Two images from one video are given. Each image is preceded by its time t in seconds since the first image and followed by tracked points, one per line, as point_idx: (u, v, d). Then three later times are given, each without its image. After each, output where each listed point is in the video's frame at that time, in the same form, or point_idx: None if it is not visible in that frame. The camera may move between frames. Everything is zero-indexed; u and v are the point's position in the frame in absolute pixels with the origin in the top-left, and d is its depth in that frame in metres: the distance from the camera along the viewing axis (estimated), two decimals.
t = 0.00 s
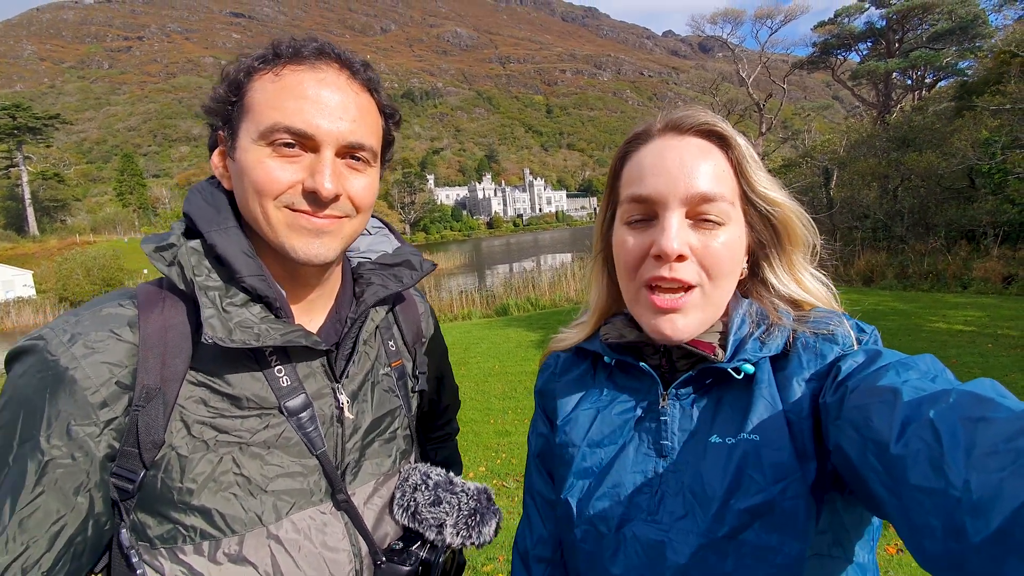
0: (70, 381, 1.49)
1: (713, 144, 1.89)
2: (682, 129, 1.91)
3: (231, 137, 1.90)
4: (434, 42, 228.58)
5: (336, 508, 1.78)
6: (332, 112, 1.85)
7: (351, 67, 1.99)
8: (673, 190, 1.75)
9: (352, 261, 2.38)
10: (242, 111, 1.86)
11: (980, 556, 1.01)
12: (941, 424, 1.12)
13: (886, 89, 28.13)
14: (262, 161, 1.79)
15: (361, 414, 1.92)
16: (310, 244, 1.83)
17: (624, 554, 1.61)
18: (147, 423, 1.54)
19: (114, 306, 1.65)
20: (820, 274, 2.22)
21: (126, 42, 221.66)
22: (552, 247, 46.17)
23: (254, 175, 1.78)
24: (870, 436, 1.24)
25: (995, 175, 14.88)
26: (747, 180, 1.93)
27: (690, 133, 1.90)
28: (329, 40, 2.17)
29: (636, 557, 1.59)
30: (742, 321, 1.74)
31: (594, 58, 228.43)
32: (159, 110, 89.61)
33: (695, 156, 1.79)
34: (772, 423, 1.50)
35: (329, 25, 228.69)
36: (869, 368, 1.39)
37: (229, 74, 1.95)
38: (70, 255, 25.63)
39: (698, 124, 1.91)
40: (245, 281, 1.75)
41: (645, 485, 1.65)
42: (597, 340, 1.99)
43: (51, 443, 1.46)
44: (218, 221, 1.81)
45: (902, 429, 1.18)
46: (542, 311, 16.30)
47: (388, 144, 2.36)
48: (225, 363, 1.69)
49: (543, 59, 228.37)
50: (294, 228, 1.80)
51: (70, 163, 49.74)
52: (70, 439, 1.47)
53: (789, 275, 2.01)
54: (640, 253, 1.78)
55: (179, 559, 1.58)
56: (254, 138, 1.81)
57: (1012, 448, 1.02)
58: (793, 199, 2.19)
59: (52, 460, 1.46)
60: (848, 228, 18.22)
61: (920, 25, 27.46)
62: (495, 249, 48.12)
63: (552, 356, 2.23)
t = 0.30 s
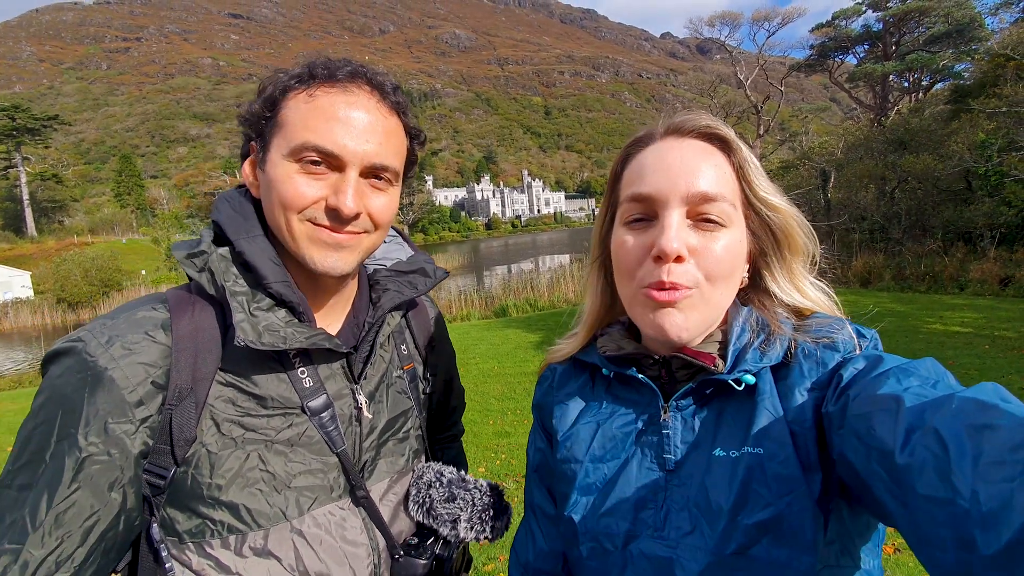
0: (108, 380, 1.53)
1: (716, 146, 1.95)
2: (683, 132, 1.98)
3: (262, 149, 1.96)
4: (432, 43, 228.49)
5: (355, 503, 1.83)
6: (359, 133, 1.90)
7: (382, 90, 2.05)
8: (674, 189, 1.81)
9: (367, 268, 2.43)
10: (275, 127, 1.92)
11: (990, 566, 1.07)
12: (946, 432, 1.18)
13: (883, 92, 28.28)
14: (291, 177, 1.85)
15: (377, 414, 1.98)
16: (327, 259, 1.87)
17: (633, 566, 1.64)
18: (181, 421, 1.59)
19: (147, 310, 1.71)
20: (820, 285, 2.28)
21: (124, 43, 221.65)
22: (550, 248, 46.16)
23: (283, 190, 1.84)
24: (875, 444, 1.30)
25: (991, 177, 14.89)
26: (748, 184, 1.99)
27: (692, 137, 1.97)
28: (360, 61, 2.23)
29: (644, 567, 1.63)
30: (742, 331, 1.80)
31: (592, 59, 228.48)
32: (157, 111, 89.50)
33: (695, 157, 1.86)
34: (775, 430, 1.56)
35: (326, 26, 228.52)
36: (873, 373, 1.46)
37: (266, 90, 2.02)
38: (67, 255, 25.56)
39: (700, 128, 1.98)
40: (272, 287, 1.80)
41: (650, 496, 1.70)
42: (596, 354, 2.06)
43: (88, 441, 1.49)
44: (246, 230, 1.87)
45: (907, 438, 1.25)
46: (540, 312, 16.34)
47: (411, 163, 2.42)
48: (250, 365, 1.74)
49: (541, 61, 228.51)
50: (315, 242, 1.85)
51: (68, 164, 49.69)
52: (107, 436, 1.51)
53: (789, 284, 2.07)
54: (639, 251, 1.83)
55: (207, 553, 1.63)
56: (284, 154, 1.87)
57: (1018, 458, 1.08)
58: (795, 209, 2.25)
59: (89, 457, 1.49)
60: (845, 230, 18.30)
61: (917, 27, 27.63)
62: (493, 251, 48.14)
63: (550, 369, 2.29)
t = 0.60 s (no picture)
0: (110, 375, 1.55)
1: (711, 148, 1.98)
2: (681, 131, 2.01)
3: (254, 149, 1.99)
4: (432, 44, 228.59)
5: (352, 494, 1.86)
6: (346, 132, 1.92)
7: (369, 89, 2.07)
8: (669, 185, 1.82)
9: (361, 265, 2.46)
10: (265, 127, 1.95)
11: (973, 561, 1.08)
12: (930, 429, 1.21)
13: (881, 94, 28.37)
14: (280, 175, 1.87)
15: (373, 406, 2.00)
16: (317, 254, 1.89)
17: (625, 566, 1.66)
18: (181, 414, 1.61)
19: (146, 307, 1.73)
20: (811, 287, 2.30)
21: (123, 44, 221.86)
22: (549, 250, 46.17)
23: (272, 187, 1.86)
24: (861, 442, 1.32)
25: (987, 179, 15.14)
26: (743, 186, 2.01)
27: (689, 137, 1.99)
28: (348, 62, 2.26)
29: (635, 568, 1.64)
30: (732, 330, 1.84)
31: (591, 61, 228.65)
32: (157, 111, 89.55)
33: (691, 156, 1.88)
34: (765, 428, 1.58)
35: (326, 27, 228.67)
36: (860, 371, 1.48)
37: (257, 91, 2.05)
38: (65, 256, 25.50)
39: (696, 128, 2.00)
40: (268, 284, 1.82)
41: (641, 495, 1.72)
42: (586, 354, 2.09)
43: (91, 434, 1.51)
44: (241, 228, 1.90)
45: (893, 435, 1.27)
46: (538, 313, 16.36)
47: (401, 161, 2.45)
48: (247, 360, 1.77)
49: (540, 62, 228.61)
50: (304, 239, 1.88)
51: (67, 164, 49.70)
52: (109, 428, 1.53)
53: (782, 286, 2.09)
54: (631, 248, 1.86)
55: (207, 542, 1.64)
56: (274, 153, 1.89)
57: (1001, 454, 1.09)
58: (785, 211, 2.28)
59: (92, 449, 1.51)
60: (843, 232, 18.37)
61: (915, 30, 27.73)
62: (492, 252, 48.15)
63: (540, 370, 2.31)
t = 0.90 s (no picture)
0: (102, 386, 1.56)
1: (714, 154, 2.00)
2: (686, 138, 2.04)
3: (244, 153, 2.02)
4: (431, 44, 228.57)
5: (348, 499, 1.89)
6: (337, 134, 1.94)
7: (358, 91, 2.09)
8: (663, 187, 1.86)
9: (355, 268, 2.49)
10: (254, 131, 1.97)
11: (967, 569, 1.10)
12: (927, 438, 1.22)
13: (880, 95, 28.44)
14: (271, 178, 1.89)
15: (368, 411, 2.03)
16: (309, 256, 1.91)
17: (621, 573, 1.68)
18: (176, 423, 1.63)
19: (138, 315, 1.74)
20: (814, 296, 2.31)
21: (122, 43, 221.84)
22: (548, 250, 46.19)
23: (263, 191, 1.88)
24: (857, 449, 1.34)
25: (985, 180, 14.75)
26: (743, 194, 2.03)
27: (693, 144, 2.02)
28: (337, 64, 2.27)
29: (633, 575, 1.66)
30: (728, 336, 1.87)
31: (591, 61, 228.72)
32: (156, 110, 89.47)
33: (692, 161, 1.91)
34: (762, 435, 1.61)
35: (325, 27, 228.62)
36: (855, 381, 1.51)
37: (246, 94, 2.06)
38: (63, 255, 25.41)
39: (701, 135, 2.03)
40: (261, 289, 1.85)
41: (638, 501, 1.74)
42: (583, 358, 2.12)
43: (84, 445, 1.52)
44: (234, 234, 1.91)
45: (889, 443, 1.29)
46: (537, 313, 16.37)
47: (393, 162, 2.47)
48: (243, 367, 1.79)
49: (540, 62, 228.56)
50: (296, 242, 1.89)
51: (65, 164, 49.63)
52: (102, 439, 1.54)
53: (783, 295, 2.12)
54: (625, 247, 1.91)
55: (204, 551, 1.67)
56: (264, 156, 1.91)
57: (996, 463, 1.10)
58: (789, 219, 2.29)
59: (85, 460, 1.51)
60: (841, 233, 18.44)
61: (913, 31, 27.81)
62: (492, 251, 48.14)
63: (539, 372, 2.34)
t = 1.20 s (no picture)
0: (98, 387, 1.54)
1: (722, 156, 1.99)
2: (694, 139, 2.03)
3: (248, 151, 2.00)
4: (431, 43, 228.49)
5: (347, 504, 1.88)
6: (345, 135, 1.93)
7: (367, 91, 2.08)
8: (672, 187, 1.85)
9: (357, 268, 2.48)
10: (260, 129, 1.95)
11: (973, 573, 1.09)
12: (934, 443, 1.22)
13: (880, 94, 28.43)
14: (277, 178, 1.88)
15: (368, 414, 2.03)
16: (313, 259, 1.90)
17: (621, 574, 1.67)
18: (172, 426, 1.61)
19: (136, 314, 1.72)
20: (818, 300, 2.30)
21: (122, 41, 222.13)
22: (548, 249, 46.21)
23: (268, 190, 1.86)
24: (863, 453, 1.33)
25: (986, 180, 14.81)
26: (750, 197, 2.01)
27: (700, 145, 2.01)
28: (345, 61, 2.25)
29: None
30: (733, 338, 1.86)
31: (591, 60, 228.61)
32: (155, 108, 89.45)
33: (699, 162, 1.90)
34: (766, 438, 1.60)
35: (325, 25, 228.45)
36: (860, 384, 1.50)
37: (252, 90, 2.04)
38: (63, 253, 25.39)
39: (709, 136, 2.02)
40: (261, 290, 1.84)
41: (639, 502, 1.74)
42: (587, 358, 2.10)
43: (77, 447, 1.50)
44: (235, 233, 1.90)
45: (897, 447, 1.28)
46: (537, 312, 16.38)
47: (399, 164, 2.45)
48: (242, 370, 1.78)
49: (540, 61, 228.49)
50: (300, 243, 1.88)
51: (65, 162, 49.60)
52: (97, 442, 1.52)
53: (788, 298, 2.10)
54: (631, 247, 1.90)
55: (199, 556, 1.66)
56: (270, 155, 1.90)
57: (1006, 468, 1.10)
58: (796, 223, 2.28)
59: (79, 463, 1.51)
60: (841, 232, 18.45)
61: (913, 31, 27.80)
62: (491, 251, 48.15)
63: (542, 374, 2.32)
